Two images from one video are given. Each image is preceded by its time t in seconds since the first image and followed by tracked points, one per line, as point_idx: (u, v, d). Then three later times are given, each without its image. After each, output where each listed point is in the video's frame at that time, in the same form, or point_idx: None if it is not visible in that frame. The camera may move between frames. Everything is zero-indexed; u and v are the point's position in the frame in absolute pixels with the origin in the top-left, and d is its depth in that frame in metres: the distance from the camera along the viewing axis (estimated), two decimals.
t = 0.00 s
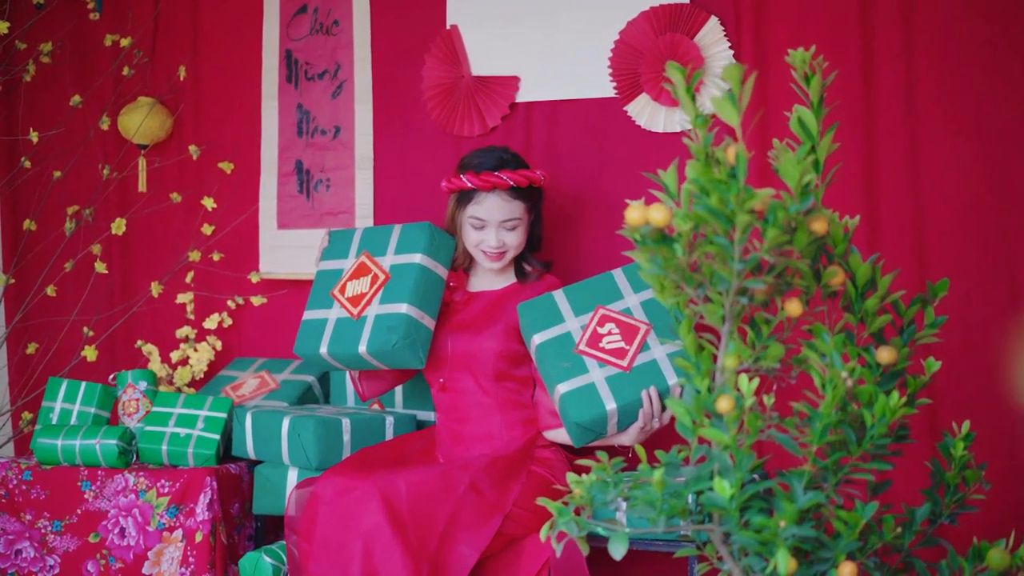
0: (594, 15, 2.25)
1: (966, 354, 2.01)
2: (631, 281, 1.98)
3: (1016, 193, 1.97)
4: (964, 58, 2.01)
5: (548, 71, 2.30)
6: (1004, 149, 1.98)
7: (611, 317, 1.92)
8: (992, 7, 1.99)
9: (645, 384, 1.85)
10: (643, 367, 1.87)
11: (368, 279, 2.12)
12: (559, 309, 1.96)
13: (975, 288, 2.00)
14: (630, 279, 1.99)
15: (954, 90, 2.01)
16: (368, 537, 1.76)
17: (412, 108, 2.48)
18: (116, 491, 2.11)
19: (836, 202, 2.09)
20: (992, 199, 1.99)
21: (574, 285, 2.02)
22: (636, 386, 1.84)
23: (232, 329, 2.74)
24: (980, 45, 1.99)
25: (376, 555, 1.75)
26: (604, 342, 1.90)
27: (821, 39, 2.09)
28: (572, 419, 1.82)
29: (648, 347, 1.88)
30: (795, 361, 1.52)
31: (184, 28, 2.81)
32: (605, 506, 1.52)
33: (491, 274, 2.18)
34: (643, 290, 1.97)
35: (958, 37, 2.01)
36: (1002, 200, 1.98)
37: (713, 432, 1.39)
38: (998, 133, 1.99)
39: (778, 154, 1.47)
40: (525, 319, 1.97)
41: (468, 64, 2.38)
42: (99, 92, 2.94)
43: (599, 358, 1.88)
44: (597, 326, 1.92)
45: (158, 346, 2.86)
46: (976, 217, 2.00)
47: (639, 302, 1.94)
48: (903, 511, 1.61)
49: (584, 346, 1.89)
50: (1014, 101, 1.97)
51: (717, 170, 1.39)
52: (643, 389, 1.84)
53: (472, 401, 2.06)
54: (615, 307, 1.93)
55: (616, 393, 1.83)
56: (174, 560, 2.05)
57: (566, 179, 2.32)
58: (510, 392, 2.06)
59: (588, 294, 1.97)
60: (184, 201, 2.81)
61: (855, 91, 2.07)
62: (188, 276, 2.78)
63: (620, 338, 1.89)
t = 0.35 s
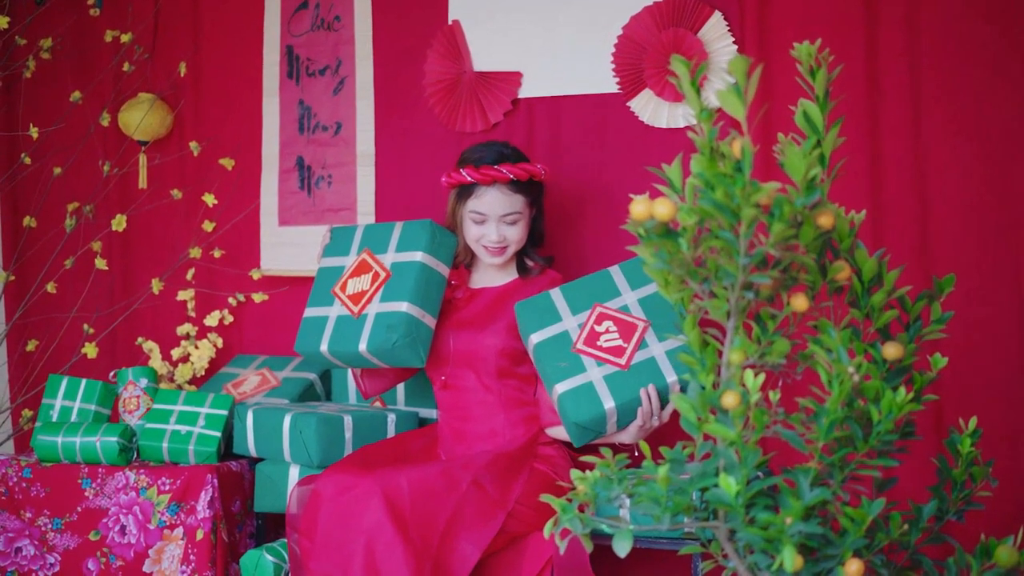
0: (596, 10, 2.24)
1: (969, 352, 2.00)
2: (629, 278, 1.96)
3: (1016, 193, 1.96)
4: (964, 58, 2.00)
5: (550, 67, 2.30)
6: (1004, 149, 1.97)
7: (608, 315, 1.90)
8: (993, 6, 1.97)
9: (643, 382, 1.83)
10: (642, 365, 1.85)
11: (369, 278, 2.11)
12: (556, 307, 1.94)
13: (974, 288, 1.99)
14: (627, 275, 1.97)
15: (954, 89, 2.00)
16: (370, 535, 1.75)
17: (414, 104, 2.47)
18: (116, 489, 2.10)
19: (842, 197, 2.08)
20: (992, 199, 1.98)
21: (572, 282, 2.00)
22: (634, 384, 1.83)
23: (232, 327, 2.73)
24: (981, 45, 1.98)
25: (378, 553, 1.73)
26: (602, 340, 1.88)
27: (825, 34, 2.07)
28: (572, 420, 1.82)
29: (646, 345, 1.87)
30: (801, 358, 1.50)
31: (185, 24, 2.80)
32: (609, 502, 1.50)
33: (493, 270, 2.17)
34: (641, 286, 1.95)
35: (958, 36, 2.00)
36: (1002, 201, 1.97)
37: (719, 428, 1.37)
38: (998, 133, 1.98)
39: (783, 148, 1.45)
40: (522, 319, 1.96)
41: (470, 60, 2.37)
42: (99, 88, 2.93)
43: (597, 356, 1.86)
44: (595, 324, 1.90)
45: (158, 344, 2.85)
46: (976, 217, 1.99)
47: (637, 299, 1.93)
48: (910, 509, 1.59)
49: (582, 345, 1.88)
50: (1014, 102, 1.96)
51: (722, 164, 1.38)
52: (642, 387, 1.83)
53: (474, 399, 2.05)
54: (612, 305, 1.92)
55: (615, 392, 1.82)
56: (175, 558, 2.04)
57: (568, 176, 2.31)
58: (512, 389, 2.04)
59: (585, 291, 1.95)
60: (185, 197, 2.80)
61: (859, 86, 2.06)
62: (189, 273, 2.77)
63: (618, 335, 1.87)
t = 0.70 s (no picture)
0: (598, 8, 2.23)
1: (971, 352, 1.99)
2: (626, 275, 1.94)
3: (1016, 194, 1.95)
4: (965, 58, 1.99)
5: (552, 65, 2.28)
6: (1005, 149, 1.96)
7: (605, 314, 1.89)
8: (995, 6, 1.96)
9: (639, 382, 1.81)
10: (638, 365, 1.83)
11: (370, 277, 2.10)
12: (553, 306, 1.93)
13: (976, 288, 1.98)
14: (625, 272, 1.95)
15: (956, 89, 1.99)
16: (371, 536, 1.73)
17: (415, 103, 2.45)
18: (116, 489, 2.09)
19: (847, 195, 2.07)
20: (993, 200, 1.97)
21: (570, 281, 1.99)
22: (629, 385, 1.81)
23: (233, 326, 2.72)
24: (982, 45, 1.97)
25: (379, 554, 1.72)
26: (598, 339, 1.87)
27: (828, 33, 2.06)
28: (568, 421, 1.81)
29: (642, 344, 1.85)
30: (806, 357, 1.49)
31: (185, 22, 2.79)
32: (613, 503, 1.49)
33: (495, 265, 2.16)
34: (638, 284, 1.93)
35: (960, 37, 1.99)
36: (1003, 202, 1.96)
37: (724, 428, 1.36)
38: (998, 134, 1.97)
39: (788, 146, 1.44)
40: (519, 318, 1.95)
41: (472, 58, 2.35)
42: (100, 87, 2.92)
43: (593, 356, 1.85)
44: (591, 323, 1.89)
45: (159, 343, 2.84)
46: (978, 217, 1.98)
47: (634, 297, 1.91)
48: (915, 509, 1.58)
49: (578, 344, 1.87)
50: (1015, 102, 1.95)
51: (727, 161, 1.36)
52: (638, 387, 1.81)
53: (475, 399, 2.03)
54: (609, 304, 1.90)
55: (610, 393, 1.81)
56: (175, 559, 2.03)
57: (570, 175, 2.30)
58: (514, 389, 2.03)
59: (582, 290, 1.94)
60: (185, 196, 2.79)
61: (863, 85, 2.04)
62: (189, 273, 2.76)
63: (614, 335, 1.86)
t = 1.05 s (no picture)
0: (599, 6, 2.21)
1: (976, 352, 1.97)
2: (621, 271, 1.90)
3: (1017, 194, 1.94)
4: (966, 58, 1.97)
5: (552, 63, 2.27)
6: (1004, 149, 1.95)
7: (598, 311, 1.86)
8: (996, 5, 1.95)
9: (630, 381, 1.80)
10: (630, 363, 1.81)
11: (369, 278, 2.09)
12: (546, 303, 1.91)
13: (980, 289, 1.97)
14: (621, 267, 1.91)
15: (957, 88, 1.98)
16: (371, 538, 1.72)
17: (415, 101, 2.44)
18: (113, 491, 2.07)
19: (850, 195, 2.05)
20: (993, 200, 1.95)
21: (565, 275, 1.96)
22: (621, 384, 1.80)
23: (232, 326, 2.70)
24: (983, 44, 1.96)
25: (379, 555, 1.70)
26: (590, 337, 1.85)
27: (830, 30, 2.05)
28: (560, 421, 1.81)
29: (634, 342, 1.83)
30: (810, 357, 1.48)
31: (183, 20, 2.77)
32: (615, 506, 1.48)
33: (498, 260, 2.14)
34: (633, 280, 1.89)
35: (961, 36, 1.98)
36: (1003, 203, 1.95)
37: (728, 429, 1.34)
38: (999, 134, 1.95)
39: (792, 144, 1.42)
40: (512, 315, 1.93)
41: (472, 55, 2.34)
42: (98, 85, 2.90)
43: (585, 354, 1.83)
44: (584, 321, 1.86)
45: (157, 343, 2.83)
46: (979, 217, 1.97)
47: (629, 293, 1.87)
48: (921, 512, 1.56)
49: (570, 343, 1.85)
50: (1016, 102, 1.94)
51: (731, 160, 1.34)
52: (629, 386, 1.80)
53: (476, 400, 2.02)
54: (603, 300, 1.88)
55: (602, 393, 1.80)
56: (173, 561, 2.01)
57: (571, 174, 2.28)
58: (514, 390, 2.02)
59: (577, 286, 1.91)
60: (184, 195, 2.77)
61: (866, 82, 2.03)
62: (188, 272, 2.75)
63: (606, 332, 1.84)
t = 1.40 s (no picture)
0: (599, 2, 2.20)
1: (979, 352, 1.96)
2: (618, 266, 1.88)
3: (1017, 195, 1.93)
4: (967, 58, 1.96)
5: (553, 60, 2.25)
6: (1005, 150, 1.94)
7: (594, 306, 1.85)
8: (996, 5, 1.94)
9: (624, 376, 1.78)
10: (626, 359, 1.79)
11: (370, 278, 2.07)
12: (541, 297, 1.90)
13: (982, 288, 1.95)
14: (618, 262, 1.89)
15: (958, 88, 1.97)
16: (371, 539, 1.70)
17: (415, 99, 2.43)
18: (110, 491, 2.06)
19: (854, 193, 2.04)
20: (993, 200, 1.95)
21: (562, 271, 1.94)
22: (615, 379, 1.78)
23: (230, 326, 2.69)
24: (983, 44, 1.95)
25: (379, 557, 1.69)
26: (586, 332, 1.83)
27: (831, 27, 2.03)
28: (554, 417, 1.80)
29: (631, 337, 1.81)
30: (814, 356, 1.46)
31: (182, 17, 2.76)
32: (617, 507, 1.46)
33: (498, 257, 2.12)
34: (630, 275, 1.87)
35: (961, 35, 1.97)
36: (1003, 203, 1.94)
37: (730, 429, 1.32)
38: (999, 134, 1.94)
39: (795, 141, 1.40)
40: (508, 310, 1.92)
41: (472, 52, 2.32)
42: (96, 82, 2.89)
43: (579, 350, 1.82)
44: (580, 316, 1.84)
45: (155, 343, 2.81)
46: (979, 217, 1.96)
47: (625, 289, 1.85)
48: (925, 512, 1.54)
49: (565, 338, 1.83)
50: (1016, 102, 1.93)
51: (734, 156, 1.33)
52: (624, 381, 1.78)
53: (476, 399, 2.00)
54: (599, 295, 1.86)
55: (597, 388, 1.79)
56: (170, 562, 1.99)
57: (571, 172, 2.27)
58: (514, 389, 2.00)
59: (573, 281, 1.89)
60: (182, 193, 2.76)
61: (867, 79, 2.01)
62: (186, 271, 2.74)
63: (602, 327, 1.82)
